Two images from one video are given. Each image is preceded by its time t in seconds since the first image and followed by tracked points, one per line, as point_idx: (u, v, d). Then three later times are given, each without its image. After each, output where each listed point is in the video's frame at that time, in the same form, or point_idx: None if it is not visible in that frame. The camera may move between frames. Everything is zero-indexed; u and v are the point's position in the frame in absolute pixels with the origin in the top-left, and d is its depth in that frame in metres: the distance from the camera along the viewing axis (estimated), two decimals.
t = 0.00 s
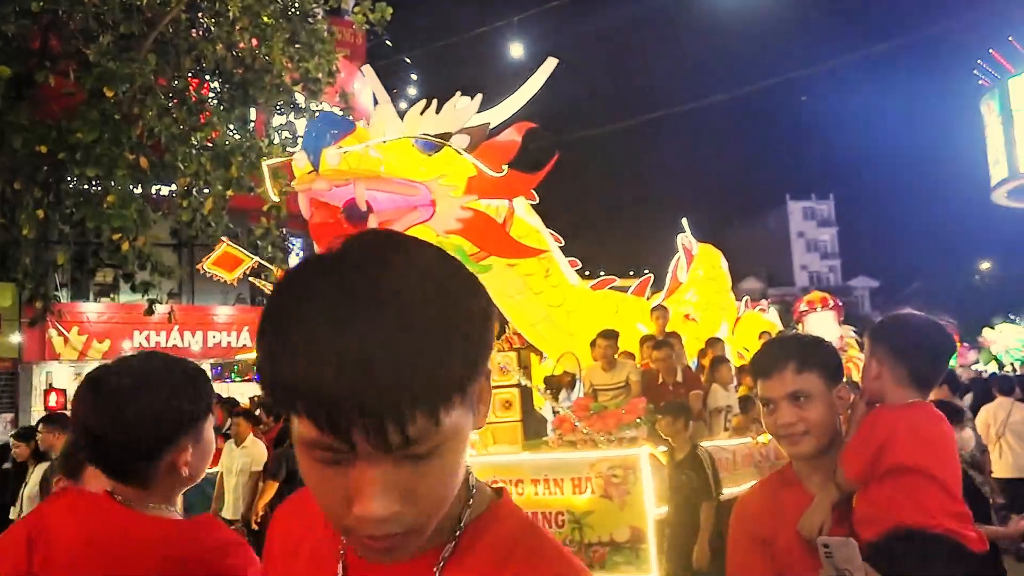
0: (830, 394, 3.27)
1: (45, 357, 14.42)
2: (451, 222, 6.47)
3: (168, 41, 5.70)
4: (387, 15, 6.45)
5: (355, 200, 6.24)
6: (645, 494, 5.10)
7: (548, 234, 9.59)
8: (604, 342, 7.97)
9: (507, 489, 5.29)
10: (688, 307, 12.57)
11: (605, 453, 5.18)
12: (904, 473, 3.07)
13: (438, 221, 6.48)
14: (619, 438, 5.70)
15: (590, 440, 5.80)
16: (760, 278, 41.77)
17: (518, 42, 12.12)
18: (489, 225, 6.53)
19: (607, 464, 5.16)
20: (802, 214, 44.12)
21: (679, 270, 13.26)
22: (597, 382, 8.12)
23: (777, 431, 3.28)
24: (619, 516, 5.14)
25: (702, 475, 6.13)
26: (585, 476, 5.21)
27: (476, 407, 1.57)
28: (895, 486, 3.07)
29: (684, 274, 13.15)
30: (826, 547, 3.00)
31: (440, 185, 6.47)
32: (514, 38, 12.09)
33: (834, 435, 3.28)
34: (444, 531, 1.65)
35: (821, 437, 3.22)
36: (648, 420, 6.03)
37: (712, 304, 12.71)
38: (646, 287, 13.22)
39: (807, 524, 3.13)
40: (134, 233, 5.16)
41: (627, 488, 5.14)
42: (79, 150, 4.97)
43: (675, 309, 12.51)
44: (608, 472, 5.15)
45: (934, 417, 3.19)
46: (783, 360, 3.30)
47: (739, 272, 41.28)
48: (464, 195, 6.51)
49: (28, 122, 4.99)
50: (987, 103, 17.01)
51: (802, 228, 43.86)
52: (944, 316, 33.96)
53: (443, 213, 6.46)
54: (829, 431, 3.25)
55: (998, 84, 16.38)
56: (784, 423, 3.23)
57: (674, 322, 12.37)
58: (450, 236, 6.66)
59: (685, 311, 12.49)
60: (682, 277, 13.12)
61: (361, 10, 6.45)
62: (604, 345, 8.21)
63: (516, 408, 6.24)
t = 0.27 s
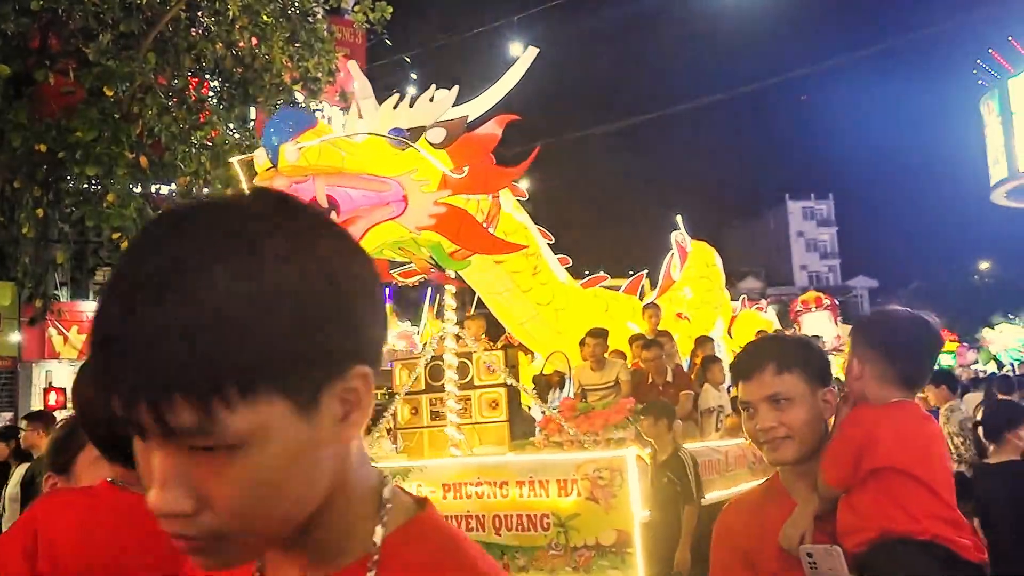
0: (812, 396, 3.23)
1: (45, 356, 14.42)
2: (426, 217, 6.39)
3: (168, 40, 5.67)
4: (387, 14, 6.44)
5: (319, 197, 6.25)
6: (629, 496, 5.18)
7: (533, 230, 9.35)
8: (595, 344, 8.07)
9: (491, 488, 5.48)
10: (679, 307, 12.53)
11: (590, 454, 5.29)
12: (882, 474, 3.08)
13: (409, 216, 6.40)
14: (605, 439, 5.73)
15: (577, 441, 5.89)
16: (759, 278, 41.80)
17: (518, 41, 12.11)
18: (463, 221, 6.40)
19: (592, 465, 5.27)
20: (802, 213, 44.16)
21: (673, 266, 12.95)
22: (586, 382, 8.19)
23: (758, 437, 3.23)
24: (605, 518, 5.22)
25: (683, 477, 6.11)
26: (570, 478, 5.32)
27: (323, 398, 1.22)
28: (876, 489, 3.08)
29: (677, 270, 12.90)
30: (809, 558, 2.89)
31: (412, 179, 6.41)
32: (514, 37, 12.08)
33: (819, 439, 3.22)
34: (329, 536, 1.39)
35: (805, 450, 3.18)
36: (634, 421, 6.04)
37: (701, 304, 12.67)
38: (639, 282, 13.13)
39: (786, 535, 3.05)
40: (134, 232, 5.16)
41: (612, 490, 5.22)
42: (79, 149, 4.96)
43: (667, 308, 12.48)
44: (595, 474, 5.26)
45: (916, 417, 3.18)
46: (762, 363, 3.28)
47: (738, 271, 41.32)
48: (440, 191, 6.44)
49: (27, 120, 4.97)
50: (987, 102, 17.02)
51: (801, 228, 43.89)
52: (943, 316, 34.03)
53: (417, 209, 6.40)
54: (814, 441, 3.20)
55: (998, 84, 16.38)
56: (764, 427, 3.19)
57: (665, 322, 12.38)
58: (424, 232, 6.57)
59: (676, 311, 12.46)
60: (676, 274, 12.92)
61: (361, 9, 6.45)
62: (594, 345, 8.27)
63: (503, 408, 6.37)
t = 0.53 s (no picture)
0: (793, 391, 3.13)
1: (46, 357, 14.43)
2: (392, 212, 6.92)
3: (168, 39, 5.66)
4: (388, 13, 6.43)
5: (274, 195, 6.84)
6: (615, 499, 5.15)
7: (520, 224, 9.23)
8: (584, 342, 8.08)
9: (475, 492, 5.48)
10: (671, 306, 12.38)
11: (576, 456, 5.27)
12: (858, 472, 2.89)
13: (376, 212, 6.95)
14: (591, 440, 5.94)
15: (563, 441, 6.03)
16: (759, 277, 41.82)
17: (519, 40, 12.10)
18: (430, 212, 6.92)
19: (577, 466, 5.25)
20: (801, 213, 44.18)
21: (666, 266, 13.05)
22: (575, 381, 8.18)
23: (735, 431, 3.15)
24: (590, 522, 5.20)
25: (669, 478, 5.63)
26: (555, 480, 5.31)
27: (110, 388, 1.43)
28: (854, 490, 2.88)
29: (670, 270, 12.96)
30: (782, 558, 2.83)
31: (378, 176, 6.97)
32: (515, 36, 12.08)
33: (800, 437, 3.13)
34: (57, 513, 1.38)
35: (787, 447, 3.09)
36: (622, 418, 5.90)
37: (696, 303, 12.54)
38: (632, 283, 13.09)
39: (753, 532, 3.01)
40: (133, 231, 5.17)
41: (597, 493, 5.20)
42: (79, 148, 4.95)
43: (660, 307, 12.35)
44: (579, 475, 5.24)
45: (899, 411, 3.00)
46: (741, 356, 3.18)
47: (738, 271, 41.33)
48: (405, 185, 6.98)
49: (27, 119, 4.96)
50: (987, 103, 17.03)
51: (801, 227, 43.91)
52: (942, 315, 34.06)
53: (383, 204, 6.93)
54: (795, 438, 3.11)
55: (998, 84, 16.39)
56: (739, 425, 3.12)
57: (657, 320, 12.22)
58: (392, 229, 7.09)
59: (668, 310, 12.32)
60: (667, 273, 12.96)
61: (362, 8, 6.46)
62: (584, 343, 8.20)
63: (489, 408, 6.31)
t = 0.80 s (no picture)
0: (773, 391, 2.58)
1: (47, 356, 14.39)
2: (360, 211, 6.25)
3: (169, 38, 5.65)
4: (389, 12, 6.43)
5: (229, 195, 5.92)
6: (600, 502, 4.84)
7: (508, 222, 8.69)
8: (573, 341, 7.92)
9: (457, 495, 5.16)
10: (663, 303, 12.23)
11: (559, 458, 4.97)
12: (843, 486, 2.28)
13: (342, 210, 6.25)
14: (577, 442, 5.58)
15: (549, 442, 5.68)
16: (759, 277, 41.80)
17: (519, 40, 12.10)
18: (401, 210, 6.26)
19: (562, 469, 4.94)
20: (802, 213, 44.19)
21: (659, 262, 12.95)
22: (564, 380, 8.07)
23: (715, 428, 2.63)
24: (574, 526, 4.89)
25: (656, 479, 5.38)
26: (539, 483, 5.02)
27: None
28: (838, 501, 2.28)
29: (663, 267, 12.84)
30: None
31: (344, 170, 6.22)
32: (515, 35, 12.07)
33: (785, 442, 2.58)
34: None
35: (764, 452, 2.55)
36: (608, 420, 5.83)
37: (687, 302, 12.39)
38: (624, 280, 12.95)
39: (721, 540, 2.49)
40: (134, 230, 5.18)
41: (583, 496, 4.88)
42: (80, 147, 4.95)
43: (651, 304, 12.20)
44: (564, 478, 4.94)
45: (897, 417, 2.39)
46: (716, 353, 2.66)
47: (738, 271, 41.32)
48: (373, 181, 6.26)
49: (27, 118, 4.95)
50: (987, 103, 17.04)
51: (802, 227, 43.92)
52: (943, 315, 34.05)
53: (350, 203, 6.24)
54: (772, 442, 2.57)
55: (998, 84, 16.40)
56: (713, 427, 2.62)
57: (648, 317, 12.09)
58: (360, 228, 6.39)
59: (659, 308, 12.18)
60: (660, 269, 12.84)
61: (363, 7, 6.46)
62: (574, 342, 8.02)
63: (474, 409, 6.02)
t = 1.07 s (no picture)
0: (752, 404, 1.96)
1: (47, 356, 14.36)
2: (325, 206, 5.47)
3: (168, 37, 5.63)
4: (389, 11, 6.42)
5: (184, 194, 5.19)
6: (584, 504, 4.44)
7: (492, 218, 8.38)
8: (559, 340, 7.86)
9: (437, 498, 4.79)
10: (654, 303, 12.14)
11: (542, 459, 4.55)
12: (824, 506, 1.80)
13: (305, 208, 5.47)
14: (561, 442, 5.51)
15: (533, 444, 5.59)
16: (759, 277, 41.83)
17: (519, 39, 12.09)
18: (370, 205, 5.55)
19: (544, 471, 4.53)
20: (802, 213, 44.22)
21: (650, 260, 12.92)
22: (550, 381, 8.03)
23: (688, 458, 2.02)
24: (558, 530, 4.49)
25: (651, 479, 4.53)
26: (521, 485, 4.60)
27: None
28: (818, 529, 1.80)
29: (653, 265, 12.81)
30: None
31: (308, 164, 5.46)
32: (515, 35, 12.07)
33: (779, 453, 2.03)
34: None
35: (713, 465, 1.97)
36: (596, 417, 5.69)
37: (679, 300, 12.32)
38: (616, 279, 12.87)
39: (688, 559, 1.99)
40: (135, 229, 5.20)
41: (565, 500, 4.49)
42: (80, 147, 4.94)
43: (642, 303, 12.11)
44: (546, 480, 4.53)
45: (897, 432, 1.86)
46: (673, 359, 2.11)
47: (738, 270, 41.34)
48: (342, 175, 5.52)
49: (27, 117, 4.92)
50: (986, 103, 17.05)
51: (801, 227, 43.94)
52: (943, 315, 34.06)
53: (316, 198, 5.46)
54: (729, 448, 1.96)
55: (998, 84, 16.42)
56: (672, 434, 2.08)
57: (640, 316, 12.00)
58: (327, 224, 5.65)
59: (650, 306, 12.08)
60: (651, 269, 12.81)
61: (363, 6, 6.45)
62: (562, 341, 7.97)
63: (458, 409, 5.76)
